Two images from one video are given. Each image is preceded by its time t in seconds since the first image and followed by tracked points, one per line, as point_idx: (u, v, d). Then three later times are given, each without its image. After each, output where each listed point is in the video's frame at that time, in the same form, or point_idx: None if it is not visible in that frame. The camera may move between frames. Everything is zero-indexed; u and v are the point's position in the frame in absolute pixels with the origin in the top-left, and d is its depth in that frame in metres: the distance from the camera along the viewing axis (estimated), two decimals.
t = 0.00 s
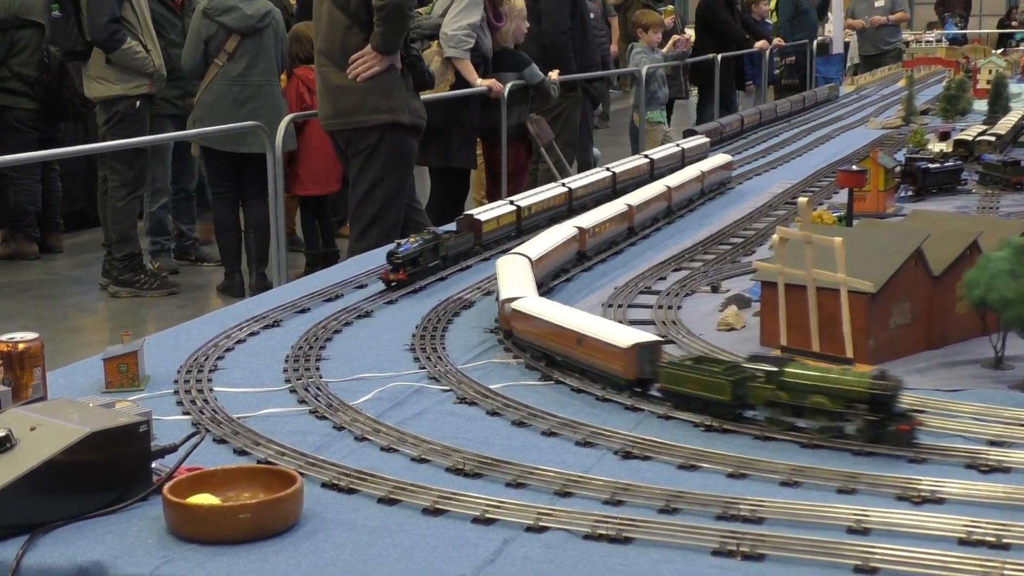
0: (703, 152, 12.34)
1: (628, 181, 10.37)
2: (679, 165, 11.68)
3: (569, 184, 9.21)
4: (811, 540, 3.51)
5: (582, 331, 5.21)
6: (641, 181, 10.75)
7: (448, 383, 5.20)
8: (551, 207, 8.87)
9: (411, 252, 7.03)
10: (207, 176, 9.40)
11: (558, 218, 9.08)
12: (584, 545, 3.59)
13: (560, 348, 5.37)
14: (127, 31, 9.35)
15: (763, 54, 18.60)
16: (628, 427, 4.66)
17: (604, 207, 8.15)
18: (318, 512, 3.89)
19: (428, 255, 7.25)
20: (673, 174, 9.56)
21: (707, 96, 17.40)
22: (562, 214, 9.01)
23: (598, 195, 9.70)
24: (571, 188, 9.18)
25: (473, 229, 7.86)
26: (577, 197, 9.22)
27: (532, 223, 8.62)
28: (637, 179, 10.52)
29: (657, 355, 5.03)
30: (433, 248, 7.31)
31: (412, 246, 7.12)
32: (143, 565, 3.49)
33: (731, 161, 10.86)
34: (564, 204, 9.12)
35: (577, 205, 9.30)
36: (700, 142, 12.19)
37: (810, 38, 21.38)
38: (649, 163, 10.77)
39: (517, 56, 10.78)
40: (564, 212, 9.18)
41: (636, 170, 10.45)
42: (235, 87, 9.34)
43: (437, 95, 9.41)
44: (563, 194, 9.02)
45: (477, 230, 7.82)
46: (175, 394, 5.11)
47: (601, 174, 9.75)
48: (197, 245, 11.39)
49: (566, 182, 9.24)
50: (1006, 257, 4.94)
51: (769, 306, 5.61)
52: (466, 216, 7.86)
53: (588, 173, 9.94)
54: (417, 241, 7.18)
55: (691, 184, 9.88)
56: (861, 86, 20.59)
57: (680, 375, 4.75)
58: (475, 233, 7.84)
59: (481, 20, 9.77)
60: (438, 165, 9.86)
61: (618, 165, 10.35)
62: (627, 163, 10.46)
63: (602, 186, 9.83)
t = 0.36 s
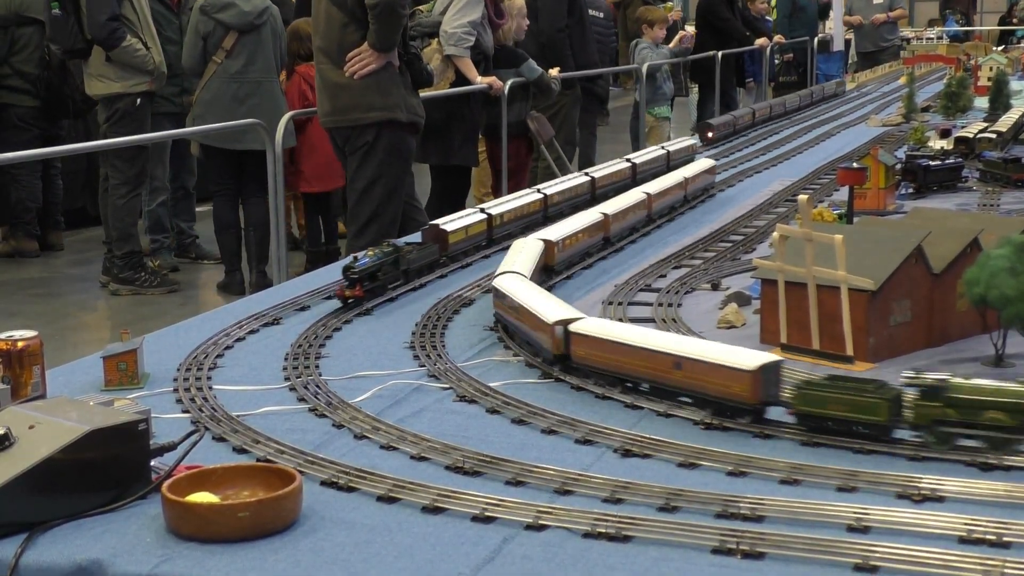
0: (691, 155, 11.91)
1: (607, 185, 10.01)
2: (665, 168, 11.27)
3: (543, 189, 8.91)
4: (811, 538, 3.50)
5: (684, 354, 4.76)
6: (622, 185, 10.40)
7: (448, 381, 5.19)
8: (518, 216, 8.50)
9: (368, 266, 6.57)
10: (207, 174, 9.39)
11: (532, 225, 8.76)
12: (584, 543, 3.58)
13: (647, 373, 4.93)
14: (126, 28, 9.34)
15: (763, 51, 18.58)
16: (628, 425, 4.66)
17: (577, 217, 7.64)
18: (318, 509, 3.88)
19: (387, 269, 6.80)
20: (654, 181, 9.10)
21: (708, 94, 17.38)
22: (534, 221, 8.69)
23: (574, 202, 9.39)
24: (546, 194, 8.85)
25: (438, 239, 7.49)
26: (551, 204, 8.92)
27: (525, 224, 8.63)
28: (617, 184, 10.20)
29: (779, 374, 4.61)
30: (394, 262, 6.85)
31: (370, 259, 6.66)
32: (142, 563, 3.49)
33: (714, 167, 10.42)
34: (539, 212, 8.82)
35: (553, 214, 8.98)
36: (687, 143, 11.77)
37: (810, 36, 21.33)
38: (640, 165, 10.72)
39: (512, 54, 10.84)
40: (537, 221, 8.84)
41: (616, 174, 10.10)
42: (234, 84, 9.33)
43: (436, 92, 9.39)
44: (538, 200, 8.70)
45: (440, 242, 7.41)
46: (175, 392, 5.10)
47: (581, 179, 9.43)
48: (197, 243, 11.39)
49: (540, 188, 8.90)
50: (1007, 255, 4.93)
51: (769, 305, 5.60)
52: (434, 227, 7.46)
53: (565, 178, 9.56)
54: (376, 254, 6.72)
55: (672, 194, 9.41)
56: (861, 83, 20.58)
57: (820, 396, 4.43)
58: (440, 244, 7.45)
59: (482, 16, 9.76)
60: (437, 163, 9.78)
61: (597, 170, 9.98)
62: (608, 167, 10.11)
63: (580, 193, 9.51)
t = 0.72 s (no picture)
0: (677, 157, 11.44)
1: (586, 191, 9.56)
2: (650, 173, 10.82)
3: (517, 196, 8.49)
4: (812, 536, 3.50)
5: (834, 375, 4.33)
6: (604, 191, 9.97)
7: (449, 378, 5.19)
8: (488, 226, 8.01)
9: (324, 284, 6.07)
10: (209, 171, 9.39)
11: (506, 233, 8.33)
12: (585, 541, 3.58)
13: (779, 398, 4.49)
14: (127, 25, 9.34)
15: (765, 49, 18.55)
16: (629, 423, 4.65)
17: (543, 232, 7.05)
18: (318, 507, 3.88)
19: (347, 286, 6.33)
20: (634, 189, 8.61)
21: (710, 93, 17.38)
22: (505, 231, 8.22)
23: (551, 208, 8.95)
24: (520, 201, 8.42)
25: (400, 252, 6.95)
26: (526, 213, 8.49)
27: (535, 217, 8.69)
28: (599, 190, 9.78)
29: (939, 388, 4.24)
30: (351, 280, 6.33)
31: (327, 277, 6.18)
32: (143, 560, 3.49)
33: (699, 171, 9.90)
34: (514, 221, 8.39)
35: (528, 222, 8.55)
36: (672, 146, 11.34)
37: (811, 33, 21.30)
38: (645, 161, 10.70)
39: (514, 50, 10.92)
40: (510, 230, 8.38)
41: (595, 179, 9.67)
42: (235, 82, 9.33)
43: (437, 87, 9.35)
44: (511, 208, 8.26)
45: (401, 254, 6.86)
46: (176, 390, 5.10)
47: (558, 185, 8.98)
48: (198, 241, 11.39)
49: (514, 195, 8.45)
50: (1009, 253, 4.91)
51: (771, 304, 5.59)
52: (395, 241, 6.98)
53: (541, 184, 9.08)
54: (333, 272, 6.21)
55: (653, 202, 8.90)
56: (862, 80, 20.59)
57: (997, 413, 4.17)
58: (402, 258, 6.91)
59: (483, 13, 9.76)
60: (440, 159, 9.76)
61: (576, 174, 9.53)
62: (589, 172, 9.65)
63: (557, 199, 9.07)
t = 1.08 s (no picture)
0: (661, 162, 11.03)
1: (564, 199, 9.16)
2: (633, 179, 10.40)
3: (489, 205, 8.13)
4: (815, 534, 3.50)
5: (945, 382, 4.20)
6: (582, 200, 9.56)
7: (451, 376, 5.20)
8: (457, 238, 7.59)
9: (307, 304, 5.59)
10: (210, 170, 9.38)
11: (477, 244, 7.95)
12: (588, 539, 3.58)
13: (885, 409, 4.31)
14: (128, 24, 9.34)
15: (766, 47, 18.51)
16: (631, 421, 4.65)
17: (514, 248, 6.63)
18: (321, 506, 3.89)
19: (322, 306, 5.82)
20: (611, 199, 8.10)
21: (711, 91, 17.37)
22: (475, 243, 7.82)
23: (524, 217, 8.57)
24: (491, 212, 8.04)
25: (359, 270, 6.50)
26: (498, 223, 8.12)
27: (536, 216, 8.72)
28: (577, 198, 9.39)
29: None
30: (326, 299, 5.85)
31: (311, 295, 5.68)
32: (146, 558, 3.50)
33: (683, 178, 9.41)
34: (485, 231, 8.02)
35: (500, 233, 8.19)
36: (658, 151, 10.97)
37: (812, 31, 21.26)
38: (633, 164, 10.42)
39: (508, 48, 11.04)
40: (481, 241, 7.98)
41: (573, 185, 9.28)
42: (236, 82, 9.33)
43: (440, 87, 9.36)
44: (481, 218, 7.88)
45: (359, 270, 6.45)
46: (178, 388, 5.11)
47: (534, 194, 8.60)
48: (199, 239, 11.39)
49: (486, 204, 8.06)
50: (1012, 250, 4.92)
51: (773, 302, 5.59)
52: (354, 255, 6.50)
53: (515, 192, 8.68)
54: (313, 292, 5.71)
55: (633, 211, 8.40)
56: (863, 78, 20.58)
57: None
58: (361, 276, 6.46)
59: (482, 11, 9.78)
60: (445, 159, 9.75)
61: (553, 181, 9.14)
62: (566, 180, 9.25)
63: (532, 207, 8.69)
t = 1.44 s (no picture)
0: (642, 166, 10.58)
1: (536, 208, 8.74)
2: (614, 184, 9.98)
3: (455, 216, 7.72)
4: (816, 532, 3.50)
5: (939, 383, 4.15)
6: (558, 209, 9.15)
7: (452, 374, 5.20)
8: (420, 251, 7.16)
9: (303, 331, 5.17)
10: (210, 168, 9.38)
11: (443, 257, 7.54)
12: (589, 537, 3.58)
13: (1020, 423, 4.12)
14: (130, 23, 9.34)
15: (766, 45, 18.50)
16: (632, 419, 4.65)
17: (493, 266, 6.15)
18: (322, 504, 3.88)
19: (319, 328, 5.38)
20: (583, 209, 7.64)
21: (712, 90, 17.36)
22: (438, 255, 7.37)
23: (492, 228, 8.13)
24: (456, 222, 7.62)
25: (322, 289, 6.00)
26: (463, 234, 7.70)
27: (534, 213, 8.74)
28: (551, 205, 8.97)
29: None
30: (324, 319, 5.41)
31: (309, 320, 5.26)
32: (147, 556, 3.50)
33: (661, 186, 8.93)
34: (450, 243, 7.60)
35: (467, 245, 7.76)
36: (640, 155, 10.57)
37: (813, 29, 21.24)
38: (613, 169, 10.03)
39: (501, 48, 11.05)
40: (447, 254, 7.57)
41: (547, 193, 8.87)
42: (238, 82, 9.33)
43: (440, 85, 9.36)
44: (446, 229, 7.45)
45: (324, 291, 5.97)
46: (179, 386, 5.11)
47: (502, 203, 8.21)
48: (199, 237, 11.38)
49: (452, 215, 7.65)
50: (1012, 249, 4.92)
51: (774, 300, 5.59)
52: (315, 275, 5.98)
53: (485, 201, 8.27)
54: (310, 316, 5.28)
55: (608, 222, 7.93)
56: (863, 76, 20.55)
57: None
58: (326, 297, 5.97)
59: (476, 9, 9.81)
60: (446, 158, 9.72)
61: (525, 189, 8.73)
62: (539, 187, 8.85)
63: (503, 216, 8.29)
